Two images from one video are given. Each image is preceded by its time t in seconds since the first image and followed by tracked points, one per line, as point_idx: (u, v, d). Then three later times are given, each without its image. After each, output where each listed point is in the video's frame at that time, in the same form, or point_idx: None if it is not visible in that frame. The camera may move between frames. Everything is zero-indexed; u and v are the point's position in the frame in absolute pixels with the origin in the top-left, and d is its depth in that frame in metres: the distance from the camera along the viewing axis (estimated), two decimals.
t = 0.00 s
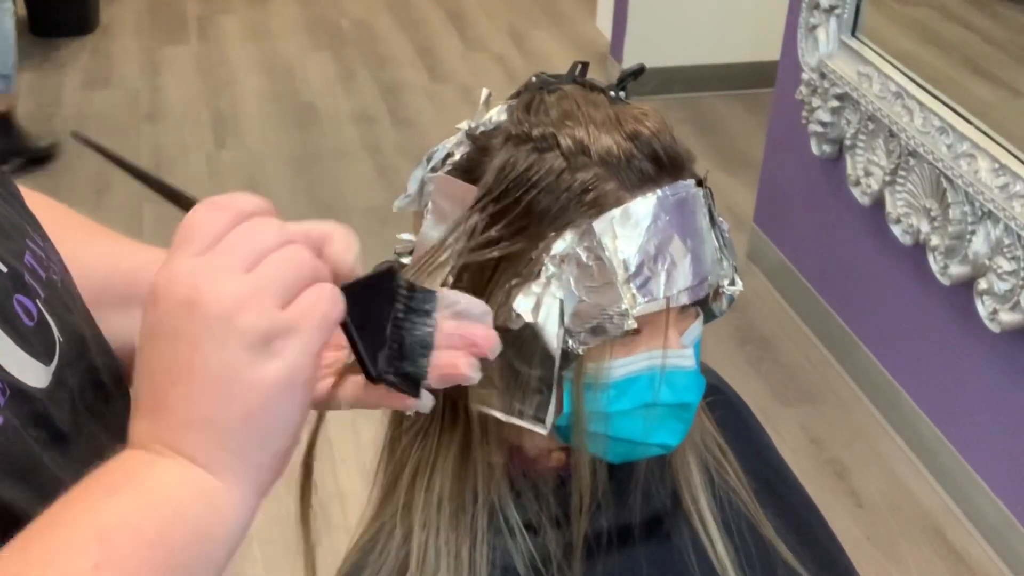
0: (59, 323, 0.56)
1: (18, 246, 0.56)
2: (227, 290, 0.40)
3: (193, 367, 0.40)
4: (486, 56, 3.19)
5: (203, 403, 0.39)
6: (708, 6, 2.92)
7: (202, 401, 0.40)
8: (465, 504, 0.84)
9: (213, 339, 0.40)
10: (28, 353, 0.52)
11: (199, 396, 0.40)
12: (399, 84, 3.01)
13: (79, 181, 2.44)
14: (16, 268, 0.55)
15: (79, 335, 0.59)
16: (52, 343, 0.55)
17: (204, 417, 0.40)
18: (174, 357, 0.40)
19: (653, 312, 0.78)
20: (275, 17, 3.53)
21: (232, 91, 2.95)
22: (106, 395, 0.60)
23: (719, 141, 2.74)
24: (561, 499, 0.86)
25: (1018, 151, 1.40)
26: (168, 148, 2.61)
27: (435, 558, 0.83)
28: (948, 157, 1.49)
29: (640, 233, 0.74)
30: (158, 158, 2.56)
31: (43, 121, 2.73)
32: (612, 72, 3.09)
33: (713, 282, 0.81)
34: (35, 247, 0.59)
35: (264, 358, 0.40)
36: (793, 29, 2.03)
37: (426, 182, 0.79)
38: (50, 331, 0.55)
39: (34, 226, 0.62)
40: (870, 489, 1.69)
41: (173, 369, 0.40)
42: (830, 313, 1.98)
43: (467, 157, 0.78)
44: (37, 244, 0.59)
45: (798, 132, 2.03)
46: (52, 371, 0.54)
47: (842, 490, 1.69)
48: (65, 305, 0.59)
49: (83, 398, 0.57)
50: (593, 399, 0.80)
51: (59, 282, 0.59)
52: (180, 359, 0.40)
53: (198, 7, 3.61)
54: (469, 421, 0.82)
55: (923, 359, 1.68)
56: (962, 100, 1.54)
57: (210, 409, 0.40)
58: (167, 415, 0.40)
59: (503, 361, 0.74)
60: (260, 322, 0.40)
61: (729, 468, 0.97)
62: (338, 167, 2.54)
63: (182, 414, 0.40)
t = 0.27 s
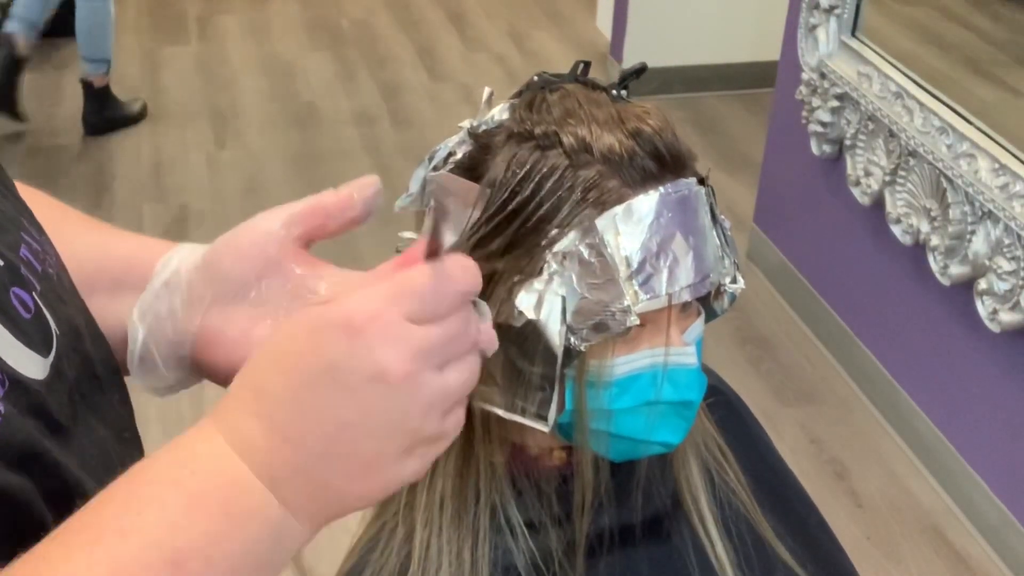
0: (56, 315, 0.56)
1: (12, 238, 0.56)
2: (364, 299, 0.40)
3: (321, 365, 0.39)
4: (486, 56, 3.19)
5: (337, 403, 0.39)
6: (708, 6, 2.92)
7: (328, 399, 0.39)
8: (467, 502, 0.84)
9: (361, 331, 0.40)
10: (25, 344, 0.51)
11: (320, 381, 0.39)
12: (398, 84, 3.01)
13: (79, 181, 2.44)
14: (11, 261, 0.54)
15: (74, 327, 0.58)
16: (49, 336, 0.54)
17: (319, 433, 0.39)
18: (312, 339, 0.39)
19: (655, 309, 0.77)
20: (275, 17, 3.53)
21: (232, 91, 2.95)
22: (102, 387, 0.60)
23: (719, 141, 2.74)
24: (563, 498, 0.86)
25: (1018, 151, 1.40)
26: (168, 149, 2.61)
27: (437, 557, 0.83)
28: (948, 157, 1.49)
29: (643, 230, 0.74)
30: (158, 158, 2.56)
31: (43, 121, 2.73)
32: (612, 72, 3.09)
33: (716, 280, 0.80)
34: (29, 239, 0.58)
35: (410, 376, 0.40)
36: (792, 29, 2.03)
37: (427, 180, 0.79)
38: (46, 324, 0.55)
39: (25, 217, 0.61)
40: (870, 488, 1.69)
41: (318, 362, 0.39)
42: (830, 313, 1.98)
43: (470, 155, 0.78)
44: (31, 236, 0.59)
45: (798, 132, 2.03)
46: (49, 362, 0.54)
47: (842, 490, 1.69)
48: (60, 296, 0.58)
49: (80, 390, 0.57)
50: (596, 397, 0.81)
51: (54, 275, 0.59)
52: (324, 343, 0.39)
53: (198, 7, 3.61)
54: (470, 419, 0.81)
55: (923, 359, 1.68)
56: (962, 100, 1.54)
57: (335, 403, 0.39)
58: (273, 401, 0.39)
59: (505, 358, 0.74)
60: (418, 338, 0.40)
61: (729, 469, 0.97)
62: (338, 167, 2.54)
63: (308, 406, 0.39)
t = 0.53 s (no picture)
0: (67, 354, 0.58)
1: (29, 272, 0.58)
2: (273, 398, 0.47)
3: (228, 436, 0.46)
4: (486, 56, 3.19)
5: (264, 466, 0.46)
6: (707, 6, 2.92)
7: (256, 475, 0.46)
8: (467, 502, 0.83)
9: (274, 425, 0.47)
10: (30, 385, 0.53)
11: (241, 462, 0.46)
12: (399, 83, 3.01)
13: (79, 181, 2.44)
14: (27, 298, 0.56)
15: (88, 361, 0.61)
16: (58, 376, 0.56)
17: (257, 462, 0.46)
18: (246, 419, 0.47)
19: (656, 310, 0.77)
20: (275, 17, 3.53)
21: (232, 91, 2.95)
22: (106, 422, 0.62)
23: (719, 141, 2.74)
24: (563, 498, 0.86)
25: (1018, 151, 1.40)
26: (168, 149, 2.61)
27: (436, 557, 0.82)
28: (948, 157, 1.49)
29: (644, 231, 0.74)
30: (158, 158, 2.56)
31: (43, 121, 2.73)
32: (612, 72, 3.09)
33: (716, 280, 0.81)
34: (49, 274, 0.61)
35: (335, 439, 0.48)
36: (792, 29, 2.03)
37: (428, 180, 0.79)
38: (56, 362, 0.57)
39: (53, 251, 0.64)
40: (870, 489, 1.69)
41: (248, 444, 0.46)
42: (830, 313, 1.98)
43: (471, 155, 0.78)
44: (52, 268, 0.61)
45: (798, 132, 2.03)
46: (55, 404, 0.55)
47: (842, 490, 1.69)
48: (74, 330, 0.61)
49: (85, 425, 0.60)
50: (596, 397, 0.81)
51: (70, 310, 0.61)
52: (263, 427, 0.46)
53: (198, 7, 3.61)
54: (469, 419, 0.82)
55: (923, 359, 1.68)
56: (961, 100, 1.54)
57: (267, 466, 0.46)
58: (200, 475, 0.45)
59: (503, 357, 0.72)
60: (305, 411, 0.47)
61: (730, 470, 0.97)
62: (338, 167, 2.54)
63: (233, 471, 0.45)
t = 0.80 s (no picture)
0: (94, 406, 0.54)
1: (60, 318, 0.54)
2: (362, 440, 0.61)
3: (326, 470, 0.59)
4: (486, 56, 3.19)
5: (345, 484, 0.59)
6: (708, 6, 2.92)
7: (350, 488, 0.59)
8: (466, 502, 0.83)
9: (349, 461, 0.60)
10: (54, 443, 0.50)
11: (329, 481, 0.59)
12: (399, 83, 3.01)
13: (80, 181, 2.44)
14: (54, 348, 0.53)
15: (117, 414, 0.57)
16: (83, 432, 0.53)
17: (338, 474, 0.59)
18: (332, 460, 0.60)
19: (656, 309, 0.77)
20: (275, 17, 3.53)
21: (232, 91, 2.95)
22: (132, 474, 0.59)
23: (719, 141, 2.74)
24: (563, 496, 0.86)
25: (1018, 151, 1.40)
26: (169, 149, 2.61)
27: (436, 557, 0.83)
28: (948, 157, 1.49)
29: (644, 230, 0.74)
30: (158, 158, 2.56)
31: (43, 122, 2.73)
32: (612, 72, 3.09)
33: (716, 280, 0.81)
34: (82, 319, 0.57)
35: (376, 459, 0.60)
36: (792, 29, 2.03)
37: (428, 180, 0.79)
38: (82, 415, 0.53)
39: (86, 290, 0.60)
40: (871, 489, 1.69)
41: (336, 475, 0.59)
42: (830, 313, 1.98)
43: (471, 155, 0.78)
44: (84, 311, 0.58)
45: (798, 132, 2.03)
46: (79, 461, 0.52)
47: (842, 490, 1.69)
48: (104, 379, 0.57)
49: (112, 480, 0.57)
50: (595, 396, 0.81)
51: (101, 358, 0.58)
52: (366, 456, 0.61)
53: (198, 7, 3.61)
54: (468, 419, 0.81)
55: (922, 360, 1.68)
56: (961, 100, 1.54)
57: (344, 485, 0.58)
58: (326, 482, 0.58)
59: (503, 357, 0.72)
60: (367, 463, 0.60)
61: (730, 469, 0.97)
62: (338, 167, 2.54)
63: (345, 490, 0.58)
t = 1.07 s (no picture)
0: (83, 503, 0.47)
1: (53, 406, 0.47)
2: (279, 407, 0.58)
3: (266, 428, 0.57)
4: (486, 56, 3.19)
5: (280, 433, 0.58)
6: (708, 7, 2.92)
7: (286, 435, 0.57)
8: (467, 502, 0.83)
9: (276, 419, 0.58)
10: (39, 547, 0.43)
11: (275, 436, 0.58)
12: (399, 84, 3.01)
13: (79, 181, 2.44)
14: (44, 440, 0.45)
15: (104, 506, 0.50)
16: (72, 530, 0.45)
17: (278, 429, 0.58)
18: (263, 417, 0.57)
19: (657, 309, 0.77)
20: (275, 17, 3.53)
21: (233, 91, 2.95)
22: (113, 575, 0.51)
23: (719, 141, 2.74)
24: (563, 497, 0.86)
25: (1018, 151, 1.40)
26: (169, 149, 2.61)
27: (437, 557, 0.83)
28: (948, 158, 1.49)
29: (645, 231, 0.74)
30: (158, 158, 2.56)
31: (43, 122, 2.72)
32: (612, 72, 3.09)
33: (717, 280, 0.81)
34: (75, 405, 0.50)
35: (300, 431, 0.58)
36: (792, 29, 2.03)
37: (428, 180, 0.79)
38: (72, 516, 0.46)
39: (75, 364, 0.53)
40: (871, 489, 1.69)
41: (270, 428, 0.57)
42: (830, 314, 1.98)
43: (472, 155, 0.78)
44: (77, 394, 0.50)
45: (798, 132, 2.03)
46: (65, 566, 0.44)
47: (842, 490, 1.69)
48: (92, 469, 0.50)
49: (93, 575, 0.49)
50: (597, 396, 0.81)
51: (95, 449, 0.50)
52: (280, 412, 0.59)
53: (199, 7, 3.61)
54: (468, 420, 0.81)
55: (922, 360, 1.69)
56: (961, 100, 1.54)
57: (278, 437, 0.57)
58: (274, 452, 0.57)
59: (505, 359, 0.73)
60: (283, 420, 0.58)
61: (730, 470, 0.97)
62: (339, 167, 2.54)
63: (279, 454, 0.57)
